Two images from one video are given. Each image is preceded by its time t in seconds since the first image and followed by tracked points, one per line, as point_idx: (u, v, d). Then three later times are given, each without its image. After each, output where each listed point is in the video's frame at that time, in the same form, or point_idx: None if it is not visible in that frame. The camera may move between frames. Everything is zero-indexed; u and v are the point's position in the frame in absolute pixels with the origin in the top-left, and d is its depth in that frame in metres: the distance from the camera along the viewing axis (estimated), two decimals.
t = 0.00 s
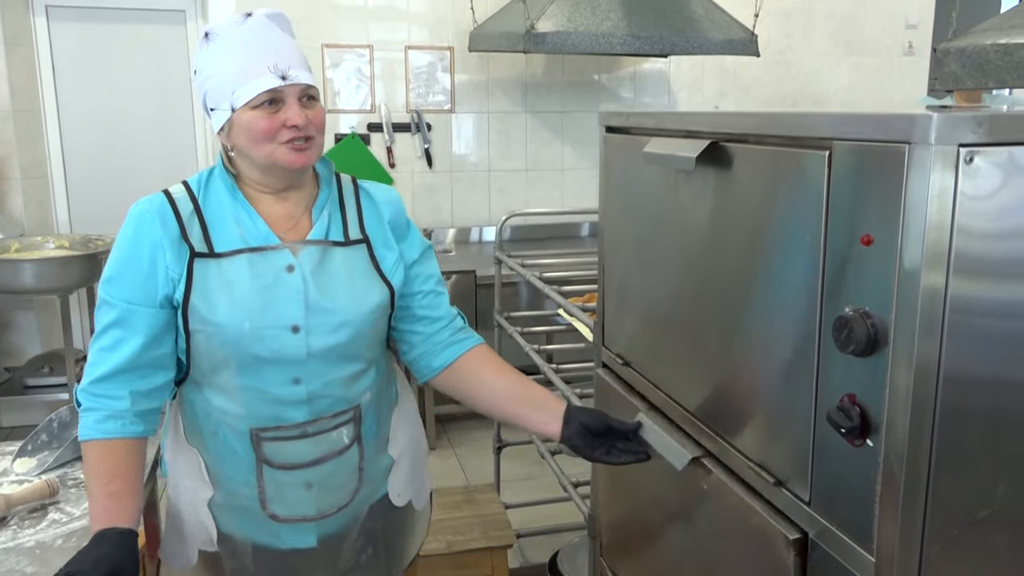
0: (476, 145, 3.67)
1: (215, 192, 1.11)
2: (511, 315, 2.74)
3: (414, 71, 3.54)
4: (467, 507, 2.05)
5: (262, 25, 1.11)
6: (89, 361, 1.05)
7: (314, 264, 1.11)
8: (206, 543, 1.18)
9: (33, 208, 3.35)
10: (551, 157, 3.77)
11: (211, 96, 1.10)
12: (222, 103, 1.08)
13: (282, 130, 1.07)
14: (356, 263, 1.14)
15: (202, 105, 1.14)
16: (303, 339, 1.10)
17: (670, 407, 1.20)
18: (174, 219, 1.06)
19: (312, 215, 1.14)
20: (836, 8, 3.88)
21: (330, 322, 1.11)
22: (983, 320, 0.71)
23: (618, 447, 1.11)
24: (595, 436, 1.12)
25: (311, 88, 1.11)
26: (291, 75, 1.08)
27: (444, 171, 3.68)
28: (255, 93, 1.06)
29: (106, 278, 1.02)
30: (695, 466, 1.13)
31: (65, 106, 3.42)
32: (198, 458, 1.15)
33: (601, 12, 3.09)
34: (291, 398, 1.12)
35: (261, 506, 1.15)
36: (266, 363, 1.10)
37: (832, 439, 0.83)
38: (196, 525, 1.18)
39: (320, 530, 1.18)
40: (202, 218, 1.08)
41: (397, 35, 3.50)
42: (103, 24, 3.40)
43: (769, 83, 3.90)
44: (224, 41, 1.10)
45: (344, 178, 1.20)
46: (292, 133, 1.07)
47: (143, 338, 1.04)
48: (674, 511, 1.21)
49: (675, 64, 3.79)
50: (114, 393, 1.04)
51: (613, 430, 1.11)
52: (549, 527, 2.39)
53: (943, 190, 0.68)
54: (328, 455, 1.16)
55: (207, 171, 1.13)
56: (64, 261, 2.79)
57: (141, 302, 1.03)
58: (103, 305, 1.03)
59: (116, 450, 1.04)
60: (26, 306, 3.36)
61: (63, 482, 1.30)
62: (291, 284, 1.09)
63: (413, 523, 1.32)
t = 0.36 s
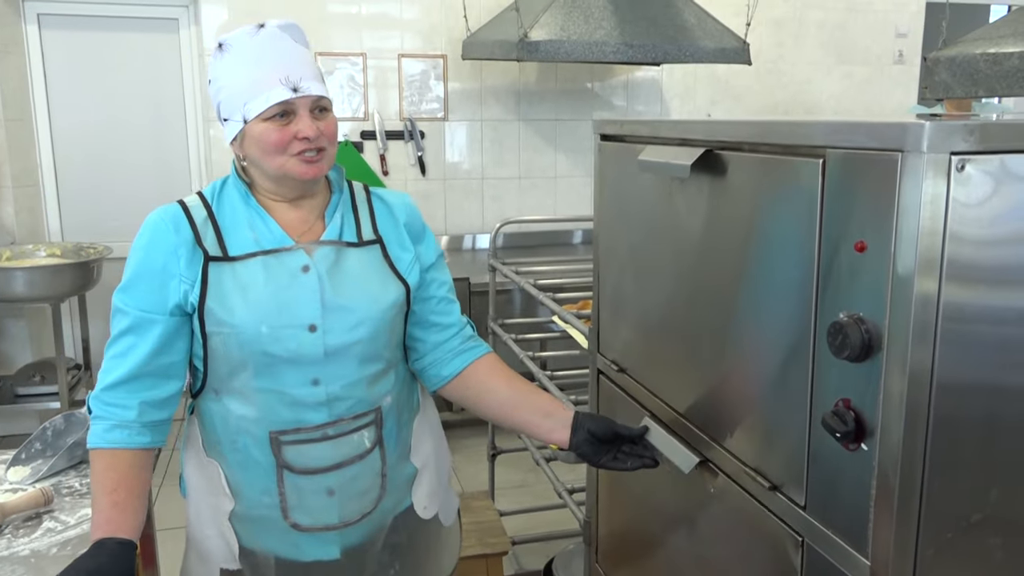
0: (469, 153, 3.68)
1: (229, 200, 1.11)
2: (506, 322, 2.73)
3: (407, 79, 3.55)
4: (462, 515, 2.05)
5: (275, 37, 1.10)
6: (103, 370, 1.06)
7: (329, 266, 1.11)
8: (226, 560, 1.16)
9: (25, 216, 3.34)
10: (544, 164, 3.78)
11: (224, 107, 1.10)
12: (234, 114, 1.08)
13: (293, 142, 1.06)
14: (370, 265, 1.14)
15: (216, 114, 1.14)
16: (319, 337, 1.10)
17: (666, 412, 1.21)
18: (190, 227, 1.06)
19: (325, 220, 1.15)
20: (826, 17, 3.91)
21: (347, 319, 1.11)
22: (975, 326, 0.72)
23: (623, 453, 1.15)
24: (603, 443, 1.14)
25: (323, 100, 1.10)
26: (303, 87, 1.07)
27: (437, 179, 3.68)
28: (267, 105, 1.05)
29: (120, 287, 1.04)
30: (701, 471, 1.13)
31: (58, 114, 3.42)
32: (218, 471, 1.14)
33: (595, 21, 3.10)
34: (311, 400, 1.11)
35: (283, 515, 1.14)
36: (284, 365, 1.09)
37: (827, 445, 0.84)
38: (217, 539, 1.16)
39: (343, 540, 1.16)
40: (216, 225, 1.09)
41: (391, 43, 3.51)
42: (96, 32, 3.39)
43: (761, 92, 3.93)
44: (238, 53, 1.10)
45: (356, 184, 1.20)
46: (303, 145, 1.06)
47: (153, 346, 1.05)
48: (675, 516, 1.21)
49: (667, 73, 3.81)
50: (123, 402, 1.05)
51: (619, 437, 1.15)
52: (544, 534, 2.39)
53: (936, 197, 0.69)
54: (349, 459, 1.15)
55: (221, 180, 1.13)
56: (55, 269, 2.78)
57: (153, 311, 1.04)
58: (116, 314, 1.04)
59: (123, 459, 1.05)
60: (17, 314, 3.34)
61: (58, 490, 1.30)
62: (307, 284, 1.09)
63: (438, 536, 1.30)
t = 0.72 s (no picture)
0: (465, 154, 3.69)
1: (229, 201, 1.12)
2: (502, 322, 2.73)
3: (404, 80, 3.55)
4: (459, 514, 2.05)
5: (285, 45, 1.09)
6: (106, 371, 1.07)
7: (327, 263, 1.11)
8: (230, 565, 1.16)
9: (20, 216, 3.33)
10: (540, 165, 3.78)
11: (230, 110, 1.09)
12: (240, 118, 1.07)
13: (297, 151, 1.06)
14: (368, 262, 1.14)
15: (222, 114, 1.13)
16: (316, 333, 1.09)
17: (665, 412, 1.21)
18: (190, 226, 1.07)
19: (325, 220, 1.15)
20: (821, 19, 3.93)
21: (346, 315, 1.11)
22: (973, 327, 0.72)
23: (619, 461, 1.15)
24: (600, 453, 1.14)
25: (329, 110, 1.09)
26: (310, 97, 1.07)
27: (434, 179, 3.68)
28: (273, 114, 1.05)
29: (122, 287, 1.04)
30: (700, 470, 1.14)
31: (53, 113, 3.41)
32: (218, 473, 1.14)
33: (592, 22, 3.11)
34: (310, 398, 1.11)
35: (282, 516, 1.13)
36: (283, 361, 1.09)
37: (826, 445, 0.84)
38: (217, 540, 1.16)
39: (343, 542, 1.16)
40: (216, 224, 1.09)
41: (387, 43, 3.51)
42: (93, 32, 3.39)
43: (757, 93, 3.94)
44: (247, 57, 1.09)
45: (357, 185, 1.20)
46: (307, 155, 1.06)
47: (152, 343, 1.05)
48: (673, 516, 1.22)
49: (664, 74, 3.82)
50: (125, 402, 1.06)
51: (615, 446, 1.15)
52: (541, 534, 2.39)
53: (935, 198, 0.69)
54: (348, 457, 1.14)
55: (223, 182, 1.14)
56: (51, 269, 2.77)
57: (152, 309, 1.04)
58: (118, 313, 1.05)
59: (124, 460, 1.05)
60: (13, 314, 3.33)
61: (55, 490, 1.29)
62: (306, 280, 1.09)
63: (444, 541, 1.29)
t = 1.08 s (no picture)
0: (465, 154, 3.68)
1: (219, 197, 1.11)
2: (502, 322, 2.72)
3: (404, 79, 3.55)
4: (458, 514, 2.05)
5: (279, 42, 1.09)
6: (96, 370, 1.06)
7: (318, 263, 1.11)
8: (217, 563, 1.15)
9: (20, 214, 3.32)
10: (540, 165, 3.78)
11: (222, 104, 1.09)
12: (231, 114, 1.07)
13: (289, 149, 1.06)
14: (360, 263, 1.14)
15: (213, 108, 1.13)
16: (306, 334, 1.09)
17: (666, 412, 1.21)
18: (179, 224, 1.07)
19: (315, 219, 1.14)
20: (821, 20, 3.93)
21: (337, 316, 1.11)
22: (978, 328, 0.72)
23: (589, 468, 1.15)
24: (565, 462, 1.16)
25: (322, 108, 1.09)
26: (302, 95, 1.07)
27: (434, 179, 3.68)
28: (266, 111, 1.05)
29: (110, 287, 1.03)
30: (695, 471, 1.14)
31: (53, 111, 3.41)
32: (206, 471, 1.14)
33: (592, 22, 3.11)
34: (301, 399, 1.11)
35: (271, 516, 1.13)
36: (275, 361, 1.09)
37: (829, 445, 0.84)
38: (204, 540, 1.15)
39: (331, 543, 1.16)
40: (206, 223, 1.09)
41: (388, 43, 3.51)
42: (92, 30, 3.38)
43: (756, 94, 3.94)
44: (240, 52, 1.09)
45: (348, 184, 1.21)
46: (299, 153, 1.06)
47: (142, 342, 1.04)
48: (669, 515, 1.22)
49: (663, 75, 3.82)
50: (116, 402, 1.05)
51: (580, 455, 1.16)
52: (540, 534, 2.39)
53: (940, 199, 0.69)
54: (338, 458, 1.14)
55: (213, 179, 1.13)
56: (51, 267, 2.77)
57: (141, 308, 1.04)
58: (107, 313, 1.04)
59: (120, 459, 1.04)
60: (12, 312, 3.32)
61: (56, 488, 1.29)
62: (296, 281, 1.09)
63: (429, 539, 1.29)
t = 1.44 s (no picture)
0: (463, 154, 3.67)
1: (212, 199, 1.09)
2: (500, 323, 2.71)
3: (402, 79, 3.54)
4: (458, 516, 2.04)
5: (269, 46, 1.08)
6: (86, 379, 1.00)
7: (326, 263, 1.12)
8: (223, 563, 1.12)
9: (17, 215, 3.31)
10: (538, 166, 3.77)
11: (211, 108, 1.07)
12: (221, 119, 1.06)
13: (280, 156, 1.05)
14: (362, 261, 1.16)
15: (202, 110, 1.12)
16: (326, 334, 1.10)
17: (667, 415, 1.20)
18: (178, 226, 1.03)
19: (314, 219, 1.15)
20: (819, 21, 3.93)
21: (349, 315, 1.12)
22: (984, 330, 0.72)
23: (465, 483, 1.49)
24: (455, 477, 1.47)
25: (313, 113, 1.09)
26: (293, 102, 1.06)
27: (432, 180, 3.67)
28: (255, 119, 1.04)
29: (104, 294, 0.98)
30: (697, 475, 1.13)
31: (50, 111, 3.39)
32: (211, 474, 1.10)
33: (591, 23, 3.10)
34: (320, 397, 1.12)
35: (287, 512, 1.12)
36: (291, 361, 1.09)
37: (835, 448, 0.83)
38: (208, 547, 1.11)
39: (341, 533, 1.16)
40: (206, 224, 1.06)
41: (386, 43, 3.50)
42: (89, 30, 3.37)
43: (754, 95, 3.94)
44: (230, 56, 1.08)
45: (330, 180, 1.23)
46: (290, 160, 1.05)
47: (143, 350, 0.99)
48: (669, 516, 1.21)
49: (662, 75, 3.81)
50: (111, 411, 1.00)
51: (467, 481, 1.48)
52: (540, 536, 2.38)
53: (947, 201, 0.69)
54: (352, 452, 1.16)
55: (200, 178, 1.11)
56: (47, 267, 2.75)
57: (143, 314, 0.99)
58: (102, 320, 0.99)
59: (114, 471, 1.00)
60: (8, 313, 3.31)
61: (53, 491, 1.28)
62: (307, 281, 1.09)
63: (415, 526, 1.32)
